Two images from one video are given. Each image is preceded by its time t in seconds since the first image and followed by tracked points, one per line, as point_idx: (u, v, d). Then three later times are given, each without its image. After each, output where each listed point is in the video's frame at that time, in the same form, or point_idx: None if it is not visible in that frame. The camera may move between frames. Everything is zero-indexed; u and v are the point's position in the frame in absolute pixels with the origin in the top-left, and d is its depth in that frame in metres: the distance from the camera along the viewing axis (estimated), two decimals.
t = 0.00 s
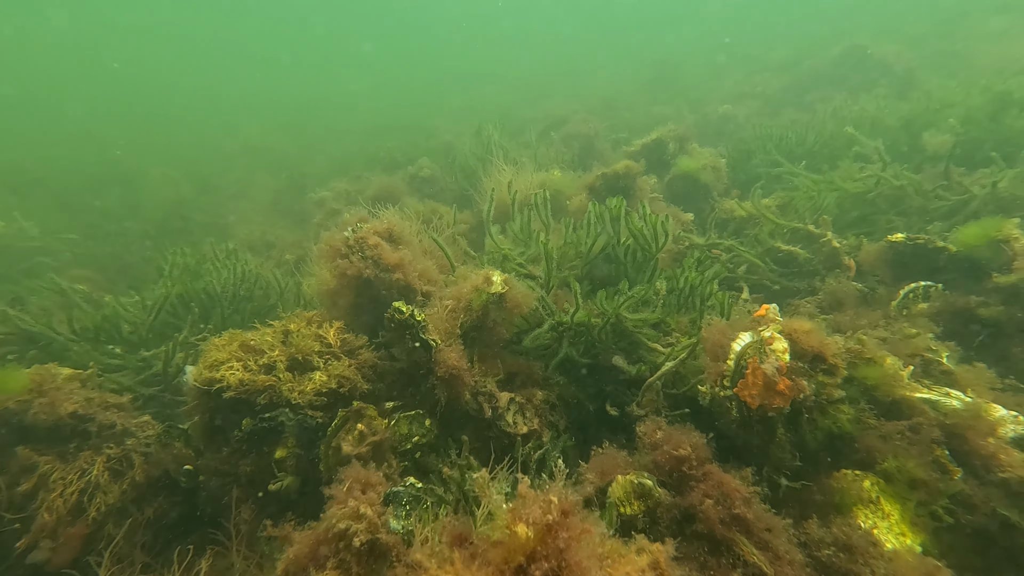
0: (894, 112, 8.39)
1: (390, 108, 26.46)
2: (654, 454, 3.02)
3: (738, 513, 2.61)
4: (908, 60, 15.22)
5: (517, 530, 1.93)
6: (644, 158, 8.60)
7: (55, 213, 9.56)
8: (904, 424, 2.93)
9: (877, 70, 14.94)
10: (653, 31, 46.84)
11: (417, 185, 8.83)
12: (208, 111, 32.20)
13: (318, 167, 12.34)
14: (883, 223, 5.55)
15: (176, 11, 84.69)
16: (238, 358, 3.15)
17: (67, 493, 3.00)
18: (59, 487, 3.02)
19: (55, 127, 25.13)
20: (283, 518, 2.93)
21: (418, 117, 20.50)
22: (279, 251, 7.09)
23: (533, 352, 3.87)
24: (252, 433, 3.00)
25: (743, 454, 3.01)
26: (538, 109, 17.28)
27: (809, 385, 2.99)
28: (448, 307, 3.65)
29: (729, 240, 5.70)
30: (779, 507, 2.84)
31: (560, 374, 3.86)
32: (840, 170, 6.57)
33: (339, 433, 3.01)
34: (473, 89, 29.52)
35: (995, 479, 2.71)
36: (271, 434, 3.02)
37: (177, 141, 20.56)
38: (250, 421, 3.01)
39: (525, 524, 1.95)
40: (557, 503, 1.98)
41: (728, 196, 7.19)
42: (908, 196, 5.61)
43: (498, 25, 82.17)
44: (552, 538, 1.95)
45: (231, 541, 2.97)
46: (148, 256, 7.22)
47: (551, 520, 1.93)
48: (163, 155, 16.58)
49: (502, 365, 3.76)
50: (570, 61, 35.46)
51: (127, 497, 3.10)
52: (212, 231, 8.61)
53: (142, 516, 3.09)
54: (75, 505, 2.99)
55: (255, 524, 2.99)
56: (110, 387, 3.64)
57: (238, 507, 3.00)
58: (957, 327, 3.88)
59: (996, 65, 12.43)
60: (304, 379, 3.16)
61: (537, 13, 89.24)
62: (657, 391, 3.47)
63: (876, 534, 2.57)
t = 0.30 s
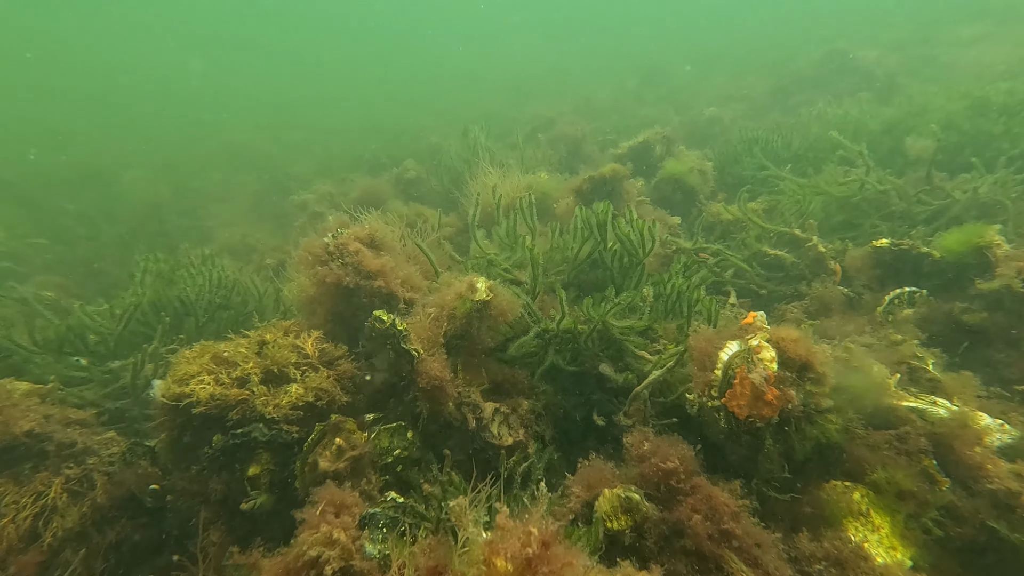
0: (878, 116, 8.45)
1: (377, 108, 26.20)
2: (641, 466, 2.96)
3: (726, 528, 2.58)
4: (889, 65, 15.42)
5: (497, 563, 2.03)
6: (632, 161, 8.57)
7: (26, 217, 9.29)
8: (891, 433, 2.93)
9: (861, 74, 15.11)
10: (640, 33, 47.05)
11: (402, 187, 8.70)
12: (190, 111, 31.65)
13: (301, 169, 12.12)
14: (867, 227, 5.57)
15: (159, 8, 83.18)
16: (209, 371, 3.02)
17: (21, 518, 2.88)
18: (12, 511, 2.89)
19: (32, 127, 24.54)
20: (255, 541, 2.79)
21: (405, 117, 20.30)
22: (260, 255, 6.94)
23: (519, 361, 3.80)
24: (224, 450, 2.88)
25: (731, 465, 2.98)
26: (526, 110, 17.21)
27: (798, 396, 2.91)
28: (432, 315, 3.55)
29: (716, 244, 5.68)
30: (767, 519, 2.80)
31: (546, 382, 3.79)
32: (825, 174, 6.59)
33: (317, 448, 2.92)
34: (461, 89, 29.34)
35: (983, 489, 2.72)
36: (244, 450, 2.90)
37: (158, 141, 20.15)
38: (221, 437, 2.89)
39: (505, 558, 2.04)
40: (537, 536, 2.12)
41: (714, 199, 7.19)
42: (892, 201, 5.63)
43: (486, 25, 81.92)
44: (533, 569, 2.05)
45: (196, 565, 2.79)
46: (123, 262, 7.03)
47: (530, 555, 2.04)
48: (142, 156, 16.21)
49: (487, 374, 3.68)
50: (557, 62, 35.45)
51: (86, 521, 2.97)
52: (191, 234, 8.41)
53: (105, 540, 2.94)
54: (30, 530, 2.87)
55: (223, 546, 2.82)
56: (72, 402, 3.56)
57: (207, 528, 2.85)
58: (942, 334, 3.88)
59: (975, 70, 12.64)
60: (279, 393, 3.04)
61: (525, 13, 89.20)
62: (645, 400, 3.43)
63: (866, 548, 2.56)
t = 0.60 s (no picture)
0: (865, 119, 8.48)
1: (365, 108, 25.93)
2: (629, 481, 2.90)
3: (715, 545, 2.51)
4: (875, 67, 15.55)
5: None
6: (621, 163, 8.52)
7: None
8: (881, 444, 2.89)
9: (848, 76, 15.22)
10: (629, 33, 47.11)
11: (389, 189, 8.57)
12: (174, 110, 31.10)
13: (285, 169, 11.93)
14: (855, 232, 5.57)
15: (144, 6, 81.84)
16: (181, 386, 2.88)
17: None
18: None
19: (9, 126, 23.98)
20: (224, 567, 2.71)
21: (393, 117, 20.10)
22: (240, 260, 6.78)
23: (505, 370, 3.71)
24: (195, 468, 2.76)
25: (721, 477, 2.90)
26: (516, 111, 17.12)
27: (786, 407, 2.89)
28: (415, 325, 3.47)
29: (705, 249, 5.65)
30: (756, 534, 2.74)
31: (533, 392, 3.70)
32: (813, 178, 6.58)
33: (293, 465, 2.80)
34: (450, 89, 29.16)
35: (973, 502, 2.69)
36: (216, 468, 2.77)
37: (141, 141, 19.78)
38: (193, 455, 2.77)
39: None
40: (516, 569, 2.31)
41: (702, 203, 7.17)
42: (880, 205, 5.63)
43: (476, 24, 81.59)
44: None
45: None
46: (98, 267, 6.85)
47: None
48: (124, 156, 15.89)
49: (473, 385, 3.59)
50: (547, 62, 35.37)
51: (46, 545, 2.85)
52: (170, 238, 8.23)
53: (65, 565, 2.85)
54: None
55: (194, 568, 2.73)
56: (35, 418, 3.48)
57: (175, 551, 2.75)
58: (930, 341, 3.87)
59: (960, 73, 12.78)
60: (254, 408, 2.91)
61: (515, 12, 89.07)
62: (633, 410, 3.37)
63: (856, 562, 2.49)
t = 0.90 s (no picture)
0: (855, 121, 8.48)
1: (356, 109, 25.77)
2: (617, 496, 2.83)
3: (705, 564, 2.46)
4: (866, 67, 15.58)
5: None
6: (611, 166, 8.48)
7: None
8: (874, 457, 2.85)
9: (839, 77, 15.26)
10: (622, 33, 47.09)
11: (378, 193, 8.48)
12: (163, 111, 30.83)
13: (273, 172, 11.79)
14: (846, 236, 5.55)
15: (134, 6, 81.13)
16: (156, 400, 2.75)
17: None
18: None
19: None
20: None
21: (384, 118, 19.98)
22: (225, 265, 6.68)
23: (491, 381, 3.64)
24: (170, 486, 2.64)
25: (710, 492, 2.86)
26: (507, 112, 17.05)
27: (777, 421, 2.84)
28: (399, 335, 3.38)
29: (695, 254, 5.61)
30: (747, 550, 2.70)
31: (520, 403, 3.64)
32: (803, 181, 6.56)
33: (272, 482, 2.66)
34: (441, 89, 29.01)
35: (968, 517, 2.67)
36: (193, 486, 2.64)
37: (129, 144, 19.58)
38: (168, 472, 2.65)
39: None
40: None
41: (692, 206, 7.14)
42: (871, 209, 5.60)
43: (468, 24, 81.39)
44: None
45: None
46: (79, 274, 6.73)
47: None
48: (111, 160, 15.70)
49: (458, 396, 3.52)
50: (539, 62, 35.32)
51: (14, 566, 2.69)
52: (155, 244, 8.12)
53: None
54: None
55: None
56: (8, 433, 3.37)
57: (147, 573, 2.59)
58: (923, 349, 3.84)
59: (949, 74, 12.81)
60: (232, 422, 2.77)
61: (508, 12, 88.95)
62: (621, 422, 3.31)
63: None
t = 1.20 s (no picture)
0: (849, 125, 8.47)
1: (350, 111, 25.66)
2: (606, 512, 2.78)
3: None
4: (859, 71, 15.62)
5: None
6: (605, 171, 8.44)
7: None
8: (868, 470, 2.80)
9: (832, 81, 15.30)
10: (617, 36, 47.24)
11: (370, 197, 8.40)
12: (156, 114, 30.66)
13: (265, 175, 11.69)
14: (839, 242, 5.52)
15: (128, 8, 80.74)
16: (131, 416, 2.64)
17: None
18: None
19: None
20: None
21: (378, 121, 19.91)
22: (213, 271, 6.59)
23: (479, 392, 3.58)
24: (144, 505, 2.55)
25: (700, 506, 2.84)
26: (501, 115, 17.01)
27: (768, 435, 2.80)
28: (385, 346, 3.32)
29: (688, 260, 5.57)
30: (738, 566, 2.64)
31: (509, 414, 3.57)
32: (797, 186, 6.53)
33: (251, 500, 2.58)
34: (436, 92, 28.95)
35: (965, 533, 2.63)
36: (168, 505, 2.57)
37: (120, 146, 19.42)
38: (142, 491, 2.55)
39: None
40: None
41: (685, 211, 7.10)
42: (864, 215, 5.58)
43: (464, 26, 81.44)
44: None
45: None
46: (63, 279, 6.61)
47: None
48: (102, 163, 15.56)
49: (445, 408, 3.45)
50: (534, 65, 35.30)
51: None
52: (142, 249, 8.01)
53: None
54: None
55: None
56: None
57: None
58: (916, 358, 3.81)
59: (942, 79, 12.85)
60: (211, 438, 2.69)
61: (504, 15, 89.08)
62: (612, 434, 3.25)
63: None
